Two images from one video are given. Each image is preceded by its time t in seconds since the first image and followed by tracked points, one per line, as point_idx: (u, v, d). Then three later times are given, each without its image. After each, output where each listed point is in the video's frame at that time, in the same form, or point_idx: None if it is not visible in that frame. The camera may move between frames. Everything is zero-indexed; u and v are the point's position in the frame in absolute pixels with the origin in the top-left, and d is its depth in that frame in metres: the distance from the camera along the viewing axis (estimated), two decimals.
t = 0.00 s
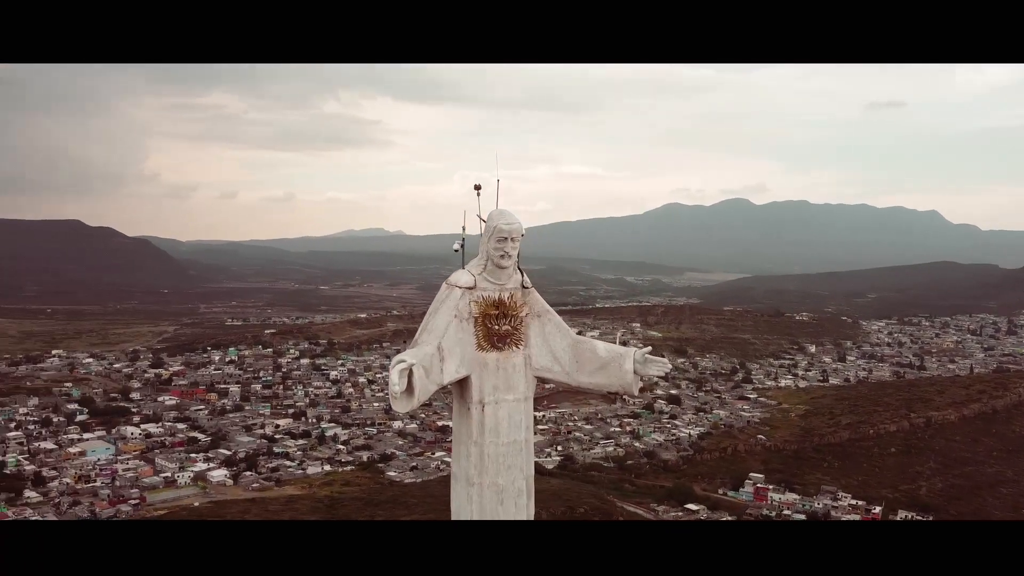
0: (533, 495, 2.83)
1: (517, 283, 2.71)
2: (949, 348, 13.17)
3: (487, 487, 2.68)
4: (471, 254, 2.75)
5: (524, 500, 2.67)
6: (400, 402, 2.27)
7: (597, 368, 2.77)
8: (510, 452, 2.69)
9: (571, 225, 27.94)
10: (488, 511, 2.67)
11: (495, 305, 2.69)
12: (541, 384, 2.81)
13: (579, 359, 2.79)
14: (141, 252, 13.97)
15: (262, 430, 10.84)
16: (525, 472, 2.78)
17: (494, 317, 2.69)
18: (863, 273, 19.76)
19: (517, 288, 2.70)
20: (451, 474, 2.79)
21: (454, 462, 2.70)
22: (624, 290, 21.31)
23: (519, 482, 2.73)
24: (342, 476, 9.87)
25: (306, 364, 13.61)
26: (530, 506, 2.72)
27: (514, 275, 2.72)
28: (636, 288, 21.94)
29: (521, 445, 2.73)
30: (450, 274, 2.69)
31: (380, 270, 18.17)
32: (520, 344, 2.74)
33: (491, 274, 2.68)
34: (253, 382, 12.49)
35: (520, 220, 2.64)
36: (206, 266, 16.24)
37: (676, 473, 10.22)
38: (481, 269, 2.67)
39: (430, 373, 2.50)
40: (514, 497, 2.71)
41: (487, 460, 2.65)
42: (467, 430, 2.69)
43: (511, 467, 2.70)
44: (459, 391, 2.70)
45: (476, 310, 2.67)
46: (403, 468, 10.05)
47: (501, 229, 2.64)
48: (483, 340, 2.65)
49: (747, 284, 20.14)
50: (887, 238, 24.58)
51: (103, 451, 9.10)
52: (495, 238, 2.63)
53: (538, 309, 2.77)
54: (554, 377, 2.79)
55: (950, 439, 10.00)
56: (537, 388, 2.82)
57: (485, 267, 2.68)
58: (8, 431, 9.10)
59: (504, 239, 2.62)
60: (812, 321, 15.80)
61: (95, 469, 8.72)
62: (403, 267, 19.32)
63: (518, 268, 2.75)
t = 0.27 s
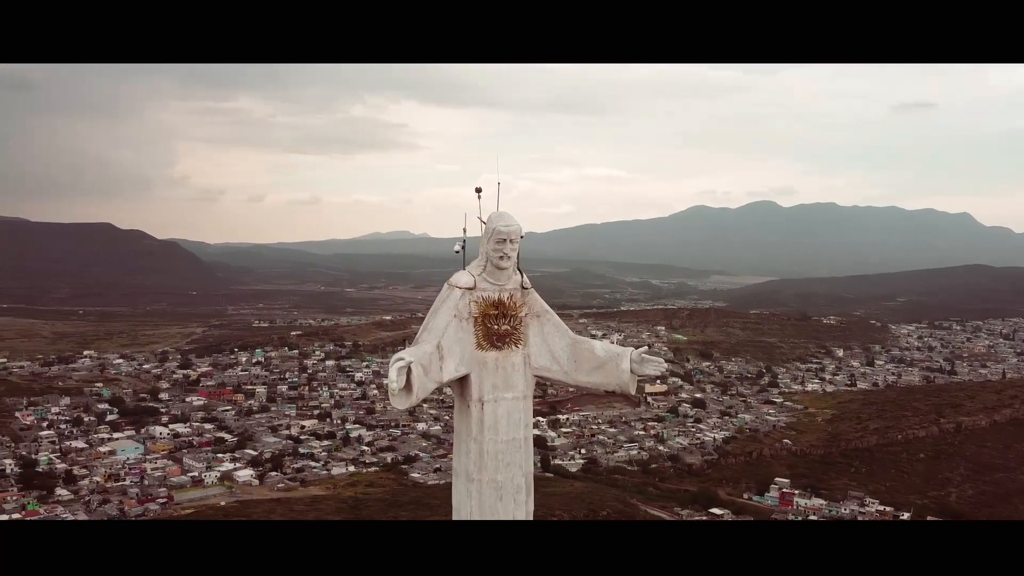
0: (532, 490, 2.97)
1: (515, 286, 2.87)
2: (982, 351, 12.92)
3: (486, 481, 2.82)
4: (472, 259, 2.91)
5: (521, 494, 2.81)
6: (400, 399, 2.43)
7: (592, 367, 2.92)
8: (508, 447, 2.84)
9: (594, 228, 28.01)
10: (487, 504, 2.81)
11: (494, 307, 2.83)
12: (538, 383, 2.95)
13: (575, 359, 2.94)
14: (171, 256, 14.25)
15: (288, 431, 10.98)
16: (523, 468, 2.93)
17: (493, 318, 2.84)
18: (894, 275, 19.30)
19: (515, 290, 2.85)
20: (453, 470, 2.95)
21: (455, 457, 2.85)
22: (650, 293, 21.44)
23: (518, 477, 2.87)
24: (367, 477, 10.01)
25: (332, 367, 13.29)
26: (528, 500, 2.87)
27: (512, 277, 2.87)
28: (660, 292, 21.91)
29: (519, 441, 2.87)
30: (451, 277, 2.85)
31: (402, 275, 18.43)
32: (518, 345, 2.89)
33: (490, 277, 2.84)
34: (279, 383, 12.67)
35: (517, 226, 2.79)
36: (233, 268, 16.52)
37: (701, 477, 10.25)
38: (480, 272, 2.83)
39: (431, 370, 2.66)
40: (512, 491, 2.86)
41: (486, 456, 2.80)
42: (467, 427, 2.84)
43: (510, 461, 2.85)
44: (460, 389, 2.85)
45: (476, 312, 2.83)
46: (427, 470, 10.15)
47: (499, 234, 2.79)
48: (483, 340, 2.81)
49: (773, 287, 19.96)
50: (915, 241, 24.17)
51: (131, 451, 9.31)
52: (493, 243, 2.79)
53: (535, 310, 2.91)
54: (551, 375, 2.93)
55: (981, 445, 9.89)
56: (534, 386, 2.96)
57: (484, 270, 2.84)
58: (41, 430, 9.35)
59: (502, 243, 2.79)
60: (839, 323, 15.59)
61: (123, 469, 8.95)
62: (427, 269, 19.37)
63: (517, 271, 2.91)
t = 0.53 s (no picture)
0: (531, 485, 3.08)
1: (514, 287, 2.98)
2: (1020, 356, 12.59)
3: (486, 476, 2.94)
4: (473, 260, 3.03)
5: (519, 489, 2.92)
6: (400, 395, 2.57)
7: (589, 365, 3.02)
8: (506, 443, 2.96)
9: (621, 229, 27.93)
10: (486, 498, 2.94)
11: (493, 307, 2.95)
12: (537, 381, 3.06)
13: (572, 357, 3.04)
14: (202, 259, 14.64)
15: (315, 432, 11.08)
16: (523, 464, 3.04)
17: (493, 318, 2.95)
18: (928, 278, 18.88)
19: (514, 291, 2.96)
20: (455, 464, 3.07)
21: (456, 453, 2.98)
22: (679, 295, 21.47)
23: (516, 472, 2.98)
24: (393, 478, 9.98)
25: (359, 368, 13.17)
26: (526, 495, 2.98)
27: (512, 279, 2.99)
28: (687, 295, 21.73)
29: (518, 437, 2.99)
30: (452, 278, 2.97)
31: (427, 277, 18.58)
32: (517, 343, 3.01)
33: (490, 278, 2.96)
34: (307, 385, 12.79)
35: (515, 228, 2.91)
36: (262, 270, 16.71)
37: (728, 481, 10.16)
38: (480, 273, 2.95)
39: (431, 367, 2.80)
40: (511, 486, 2.97)
41: (485, 451, 2.92)
42: (467, 423, 2.97)
43: (508, 457, 2.97)
44: (461, 386, 2.98)
45: (476, 312, 2.95)
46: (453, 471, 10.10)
47: (498, 237, 2.91)
48: (483, 340, 2.93)
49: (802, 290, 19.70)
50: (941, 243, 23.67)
51: (163, 450, 9.53)
52: (492, 245, 2.91)
53: (534, 311, 3.03)
54: (549, 374, 3.04)
55: (1016, 451, 9.77)
56: (533, 385, 3.08)
57: (484, 271, 2.95)
58: (76, 429, 9.60)
59: (501, 245, 2.90)
60: (871, 327, 15.32)
61: (155, 467, 9.17)
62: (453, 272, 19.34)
63: (516, 272, 3.02)
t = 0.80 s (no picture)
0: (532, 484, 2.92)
1: (514, 286, 2.84)
2: None
3: (484, 473, 2.80)
4: (474, 259, 2.90)
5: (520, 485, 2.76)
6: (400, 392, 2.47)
7: (589, 364, 2.87)
8: (506, 440, 2.81)
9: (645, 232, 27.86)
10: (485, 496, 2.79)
11: (493, 305, 2.82)
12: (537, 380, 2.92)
13: (572, 357, 2.91)
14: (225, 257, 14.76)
15: (340, 432, 11.22)
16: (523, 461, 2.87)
17: (493, 318, 2.82)
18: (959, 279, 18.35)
19: (514, 290, 2.82)
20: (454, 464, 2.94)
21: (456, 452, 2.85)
22: (704, 299, 21.37)
23: (516, 469, 2.82)
24: (415, 479, 9.89)
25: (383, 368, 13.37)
26: (526, 493, 2.82)
27: (513, 278, 2.85)
28: (714, 297, 21.56)
29: (518, 434, 2.83)
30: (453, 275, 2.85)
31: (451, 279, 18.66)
32: (517, 343, 2.86)
33: (489, 277, 2.82)
34: (332, 386, 12.88)
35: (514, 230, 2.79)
36: (288, 271, 16.94)
37: (753, 486, 10.08)
38: (480, 272, 2.81)
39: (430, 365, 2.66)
40: (511, 486, 2.82)
41: (484, 450, 2.79)
42: (467, 422, 2.83)
43: (508, 455, 2.81)
44: (462, 386, 2.85)
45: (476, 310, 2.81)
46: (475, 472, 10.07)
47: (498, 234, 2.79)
48: (482, 338, 2.79)
49: (829, 294, 19.43)
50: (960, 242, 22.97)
51: (190, 450, 9.73)
52: (491, 245, 2.77)
53: (535, 309, 2.89)
54: (550, 373, 2.90)
55: None
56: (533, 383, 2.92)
57: (483, 271, 2.82)
58: (107, 428, 9.84)
59: (500, 247, 2.78)
60: (900, 331, 15.02)
61: (182, 466, 9.31)
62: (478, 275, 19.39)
63: (516, 272, 2.88)
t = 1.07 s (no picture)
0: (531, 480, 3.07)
1: (513, 288, 2.98)
2: None
3: (485, 468, 2.96)
4: (475, 263, 3.04)
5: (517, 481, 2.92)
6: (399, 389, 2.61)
7: (584, 364, 2.98)
8: (505, 437, 2.96)
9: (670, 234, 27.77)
10: (485, 490, 2.95)
11: (493, 307, 2.96)
12: (535, 379, 3.06)
13: (569, 357, 3.02)
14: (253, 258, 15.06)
15: (366, 433, 11.32)
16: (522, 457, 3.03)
17: (493, 318, 2.96)
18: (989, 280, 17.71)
19: (513, 292, 2.96)
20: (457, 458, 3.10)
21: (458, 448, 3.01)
22: (732, 300, 21.24)
23: (515, 465, 2.98)
24: (441, 481, 9.99)
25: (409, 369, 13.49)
26: (524, 488, 2.97)
27: (512, 279, 2.99)
28: (743, 300, 21.33)
29: (517, 430, 2.98)
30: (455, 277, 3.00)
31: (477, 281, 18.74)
32: (516, 343, 3.00)
33: (489, 279, 2.97)
34: (358, 386, 12.89)
35: (513, 233, 2.93)
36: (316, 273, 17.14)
37: (780, 493, 10.09)
38: (481, 274, 2.97)
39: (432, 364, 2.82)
40: (509, 481, 2.97)
41: (484, 445, 2.94)
42: (468, 418, 2.99)
43: (507, 451, 2.97)
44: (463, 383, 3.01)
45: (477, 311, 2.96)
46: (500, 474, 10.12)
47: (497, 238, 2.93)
48: (482, 338, 2.94)
49: (860, 296, 19.09)
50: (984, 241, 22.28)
51: (218, 449, 9.91)
52: (490, 248, 2.92)
53: (533, 311, 3.02)
54: (548, 372, 3.03)
55: None
56: (532, 382, 3.07)
57: (484, 273, 2.96)
58: (139, 427, 10.10)
59: (499, 249, 2.91)
60: (934, 334, 14.54)
61: (211, 466, 9.48)
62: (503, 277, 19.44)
63: (515, 274, 3.02)
